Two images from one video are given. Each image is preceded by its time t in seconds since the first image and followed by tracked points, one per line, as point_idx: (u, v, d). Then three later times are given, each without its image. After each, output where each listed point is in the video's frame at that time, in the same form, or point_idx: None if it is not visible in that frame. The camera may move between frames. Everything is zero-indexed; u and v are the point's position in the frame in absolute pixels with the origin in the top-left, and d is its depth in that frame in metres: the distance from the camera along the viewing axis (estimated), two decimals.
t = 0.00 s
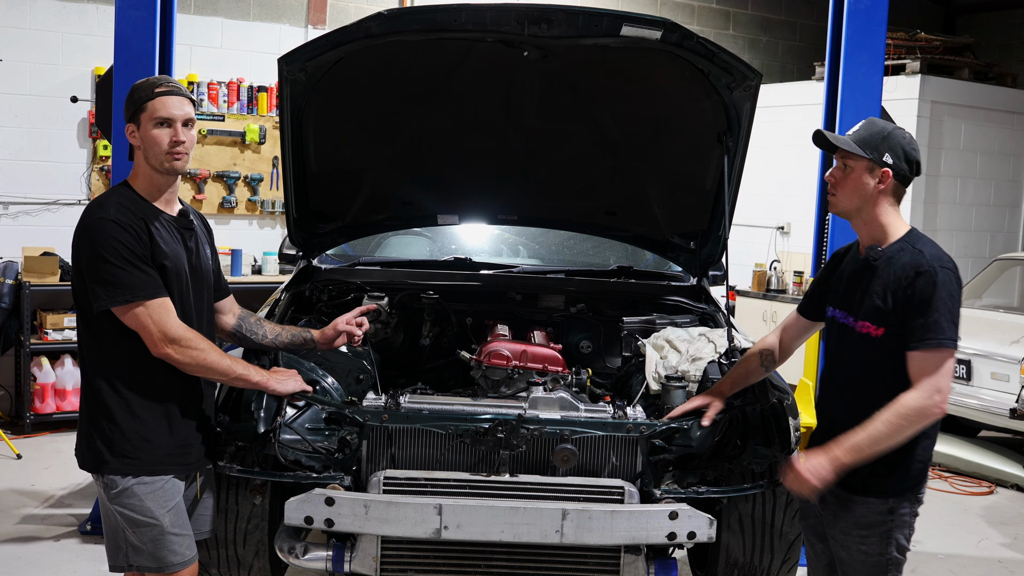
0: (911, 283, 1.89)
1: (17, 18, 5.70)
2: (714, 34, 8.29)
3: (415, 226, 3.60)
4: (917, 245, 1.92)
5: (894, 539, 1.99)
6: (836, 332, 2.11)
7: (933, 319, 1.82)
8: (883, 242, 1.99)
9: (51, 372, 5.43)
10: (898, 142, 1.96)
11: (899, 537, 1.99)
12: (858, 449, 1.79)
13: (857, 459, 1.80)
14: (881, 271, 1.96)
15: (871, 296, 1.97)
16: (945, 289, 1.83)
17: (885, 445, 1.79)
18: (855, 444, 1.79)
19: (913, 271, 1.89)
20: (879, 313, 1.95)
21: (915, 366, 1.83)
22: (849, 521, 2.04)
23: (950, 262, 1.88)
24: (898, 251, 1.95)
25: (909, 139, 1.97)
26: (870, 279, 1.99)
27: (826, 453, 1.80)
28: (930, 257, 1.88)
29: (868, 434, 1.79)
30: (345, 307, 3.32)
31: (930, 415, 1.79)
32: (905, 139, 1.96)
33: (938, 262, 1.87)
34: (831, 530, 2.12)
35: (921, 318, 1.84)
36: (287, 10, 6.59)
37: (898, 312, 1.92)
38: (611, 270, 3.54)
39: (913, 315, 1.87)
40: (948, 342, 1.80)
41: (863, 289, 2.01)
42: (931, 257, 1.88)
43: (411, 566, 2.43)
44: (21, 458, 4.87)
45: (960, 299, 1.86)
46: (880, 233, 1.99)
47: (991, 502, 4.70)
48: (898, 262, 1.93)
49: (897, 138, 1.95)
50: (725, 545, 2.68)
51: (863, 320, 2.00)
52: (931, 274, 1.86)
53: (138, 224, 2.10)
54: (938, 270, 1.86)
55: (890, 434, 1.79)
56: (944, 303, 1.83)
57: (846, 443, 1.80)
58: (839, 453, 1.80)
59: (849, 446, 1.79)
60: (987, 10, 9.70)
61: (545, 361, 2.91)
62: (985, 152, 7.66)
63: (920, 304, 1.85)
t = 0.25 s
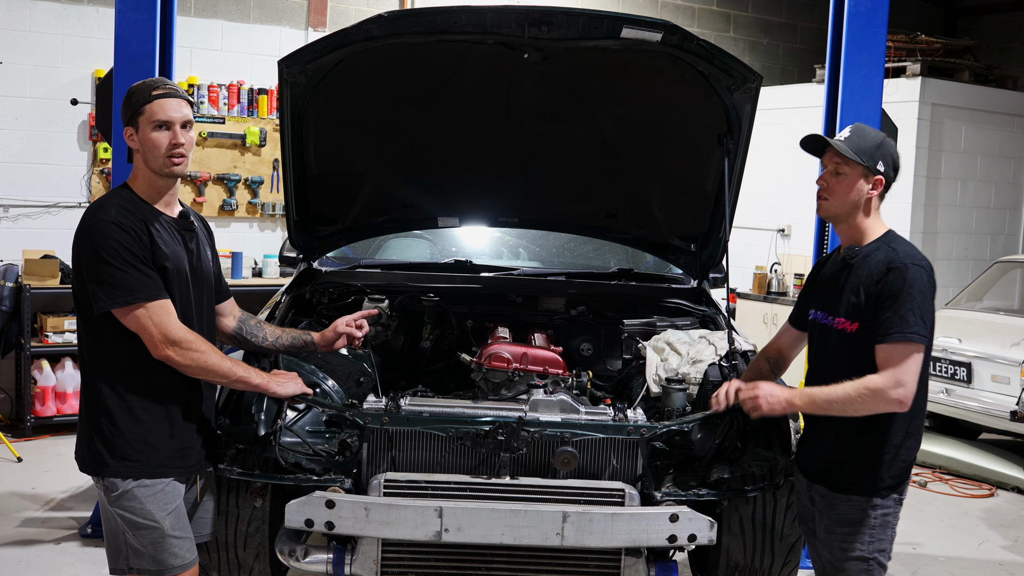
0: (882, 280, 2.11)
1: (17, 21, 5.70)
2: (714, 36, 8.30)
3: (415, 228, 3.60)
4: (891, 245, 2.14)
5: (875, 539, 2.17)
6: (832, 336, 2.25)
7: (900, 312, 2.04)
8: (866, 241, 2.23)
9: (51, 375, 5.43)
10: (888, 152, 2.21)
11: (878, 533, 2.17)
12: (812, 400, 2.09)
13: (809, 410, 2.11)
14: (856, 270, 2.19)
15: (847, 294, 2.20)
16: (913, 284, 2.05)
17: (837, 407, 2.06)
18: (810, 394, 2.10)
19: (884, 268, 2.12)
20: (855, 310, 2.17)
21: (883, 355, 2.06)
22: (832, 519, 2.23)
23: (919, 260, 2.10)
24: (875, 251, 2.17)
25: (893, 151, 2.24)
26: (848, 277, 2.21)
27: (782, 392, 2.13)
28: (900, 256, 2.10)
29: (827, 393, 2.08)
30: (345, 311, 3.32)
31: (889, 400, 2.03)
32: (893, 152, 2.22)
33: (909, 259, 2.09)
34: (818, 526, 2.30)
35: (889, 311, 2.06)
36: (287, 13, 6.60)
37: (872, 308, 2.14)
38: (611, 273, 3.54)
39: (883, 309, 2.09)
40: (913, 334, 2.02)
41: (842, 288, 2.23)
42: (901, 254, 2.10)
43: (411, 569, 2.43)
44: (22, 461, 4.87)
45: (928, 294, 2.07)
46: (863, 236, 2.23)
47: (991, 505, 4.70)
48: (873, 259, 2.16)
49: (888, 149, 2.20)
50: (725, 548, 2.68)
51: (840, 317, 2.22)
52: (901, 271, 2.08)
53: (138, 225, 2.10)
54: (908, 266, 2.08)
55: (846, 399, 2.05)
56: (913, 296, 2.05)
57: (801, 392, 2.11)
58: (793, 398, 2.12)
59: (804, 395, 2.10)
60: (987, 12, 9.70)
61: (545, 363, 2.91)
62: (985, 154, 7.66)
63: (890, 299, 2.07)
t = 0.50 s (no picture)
0: (879, 277, 2.14)
1: (17, 24, 5.72)
2: (714, 39, 8.31)
3: (415, 231, 3.60)
4: (885, 243, 2.18)
5: (858, 539, 2.22)
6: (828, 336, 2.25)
7: (899, 306, 2.07)
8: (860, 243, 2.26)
9: (51, 378, 5.43)
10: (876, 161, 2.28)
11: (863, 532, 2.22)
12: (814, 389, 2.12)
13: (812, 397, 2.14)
14: (850, 269, 2.21)
15: (842, 292, 2.21)
16: (910, 280, 2.08)
17: (841, 396, 2.09)
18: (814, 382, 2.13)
19: (881, 265, 2.14)
20: (851, 308, 2.19)
21: (887, 349, 2.08)
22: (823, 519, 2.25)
23: (912, 257, 2.13)
24: (868, 250, 2.20)
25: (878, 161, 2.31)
26: (841, 276, 2.23)
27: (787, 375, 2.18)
28: (895, 254, 2.14)
29: (831, 381, 2.11)
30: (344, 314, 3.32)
31: (893, 392, 2.05)
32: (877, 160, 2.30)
33: (904, 256, 2.13)
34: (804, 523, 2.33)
35: (889, 307, 2.08)
36: (287, 16, 6.61)
37: (869, 306, 2.16)
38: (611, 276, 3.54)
39: (882, 305, 2.10)
40: (914, 329, 2.04)
41: (834, 288, 2.24)
42: (897, 251, 2.14)
43: (411, 572, 2.42)
44: (21, 465, 4.86)
45: (924, 289, 2.10)
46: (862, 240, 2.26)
47: (992, 507, 4.69)
48: (867, 257, 2.19)
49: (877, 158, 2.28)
50: (726, 551, 2.65)
51: (834, 316, 2.23)
52: (898, 267, 2.10)
53: (138, 229, 2.10)
54: (903, 263, 2.11)
55: (851, 388, 2.07)
56: (910, 291, 2.08)
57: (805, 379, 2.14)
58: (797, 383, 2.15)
59: (809, 381, 2.13)
60: (987, 15, 9.71)
61: (546, 366, 2.91)
62: (985, 157, 7.66)
63: (888, 295, 2.10)
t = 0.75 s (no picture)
0: (886, 276, 2.13)
1: (17, 24, 5.72)
2: (714, 39, 8.31)
3: (415, 231, 3.60)
4: (888, 242, 2.18)
5: (864, 539, 2.21)
6: (834, 337, 2.24)
7: (910, 306, 2.07)
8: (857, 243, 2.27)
9: (51, 378, 5.43)
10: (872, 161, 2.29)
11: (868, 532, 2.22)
12: (829, 395, 2.10)
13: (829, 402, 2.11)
14: (855, 268, 2.20)
15: (847, 292, 2.20)
16: (917, 279, 2.09)
17: (859, 399, 2.07)
18: (831, 389, 2.10)
19: (887, 264, 2.14)
20: (856, 308, 2.19)
21: (901, 348, 2.07)
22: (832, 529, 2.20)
23: (916, 255, 2.14)
24: (870, 249, 2.20)
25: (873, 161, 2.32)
26: (844, 276, 2.22)
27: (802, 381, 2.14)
28: (901, 252, 2.14)
29: (848, 385, 2.09)
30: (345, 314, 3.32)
31: (911, 392, 2.04)
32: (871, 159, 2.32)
33: (908, 254, 2.14)
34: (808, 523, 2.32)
35: (901, 307, 2.08)
36: (287, 16, 6.60)
37: (874, 305, 2.16)
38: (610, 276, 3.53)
39: (892, 305, 2.10)
40: (927, 328, 2.05)
41: (836, 287, 2.24)
42: (901, 250, 2.14)
43: (411, 572, 2.42)
44: (21, 465, 4.86)
45: (929, 288, 2.11)
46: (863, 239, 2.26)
47: (991, 507, 4.69)
48: (870, 256, 2.19)
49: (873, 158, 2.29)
50: (725, 550, 2.65)
51: (838, 316, 2.22)
52: (904, 266, 2.11)
53: (139, 227, 2.10)
54: (908, 261, 2.12)
55: (870, 392, 2.06)
56: (918, 290, 2.08)
57: (819, 386, 2.12)
58: (813, 390, 2.12)
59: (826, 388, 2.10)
60: (988, 15, 9.70)
61: (546, 366, 2.92)
62: (985, 157, 7.66)
63: (898, 294, 2.09)
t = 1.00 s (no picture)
0: (882, 274, 2.14)
1: (18, 27, 5.73)
2: (715, 41, 8.32)
3: (416, 233, 3.60)
4: (884, 240, 2.18)
5: (867, 538, 2.23)
6: (831, 338, 2.24)
7: (907, 303, 2.07)
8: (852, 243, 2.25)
9: (53, 381, 5.44)
10: (875, 157, 2.22)
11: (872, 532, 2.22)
12: (830, 399, 2.12)
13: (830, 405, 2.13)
14: (850, 267, 2.21)
15: (843, 291, 2.21)
16: (913, 275, 2.09)
17: (859, 401, 2.08)
18: (832, 392, 2.12)
19: (883, 262, 2.14)
20: (853, 306, 2.19)
21: (900, 347, 2.07)
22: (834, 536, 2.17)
23: (911, 252, 2.14)
24: (866, 247, 2.20)
25: (880, 155, 2.25)
26: (841, 274, 2.23)
27: (803, 384, 2.18)
28: (896, 249, 2.14)
29: (848, 387, 2.10)
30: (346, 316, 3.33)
31: (912, 390, 2.04)
32: (878, 154, 2.23)
33: (904, 252, 2.14)
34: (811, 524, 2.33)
35: (897, 304, 2.08)
36: (288, 18, 6.61)
37: (871, 304, 2.16)
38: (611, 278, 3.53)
39: (889, 303, 2.10)
40: (925, 325, 2.05)
41: (834, 286, 2.24)
42: (896, 248, 2.14)
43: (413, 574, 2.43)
44: (23, 467, 4.87)
45: (926, 284, 2.12)
46: (856, 240, 2.25)
47: (993, 509, 4.69)
48: (866, 254, 2.19)
49: (876, 154, 2.21)
50: (727, 553, 2.65)
51: (834, 315, 2.23)
52: (899, 263, 2.11)
53: (139, 230, 2.10)
54: (904, 258, 2.12)
55: (870, 394, 2.07)
56: (914, 287, 2.08)
57: (820, 390, 2.14)
58: (814, 394, 2.15)
59: (826, 391, 2.12)
60: (988, 16, 9.70)
61: (546, 369, 2.93)
62: (986, 158, 7.66)
63: (894, 292, 2.10)
